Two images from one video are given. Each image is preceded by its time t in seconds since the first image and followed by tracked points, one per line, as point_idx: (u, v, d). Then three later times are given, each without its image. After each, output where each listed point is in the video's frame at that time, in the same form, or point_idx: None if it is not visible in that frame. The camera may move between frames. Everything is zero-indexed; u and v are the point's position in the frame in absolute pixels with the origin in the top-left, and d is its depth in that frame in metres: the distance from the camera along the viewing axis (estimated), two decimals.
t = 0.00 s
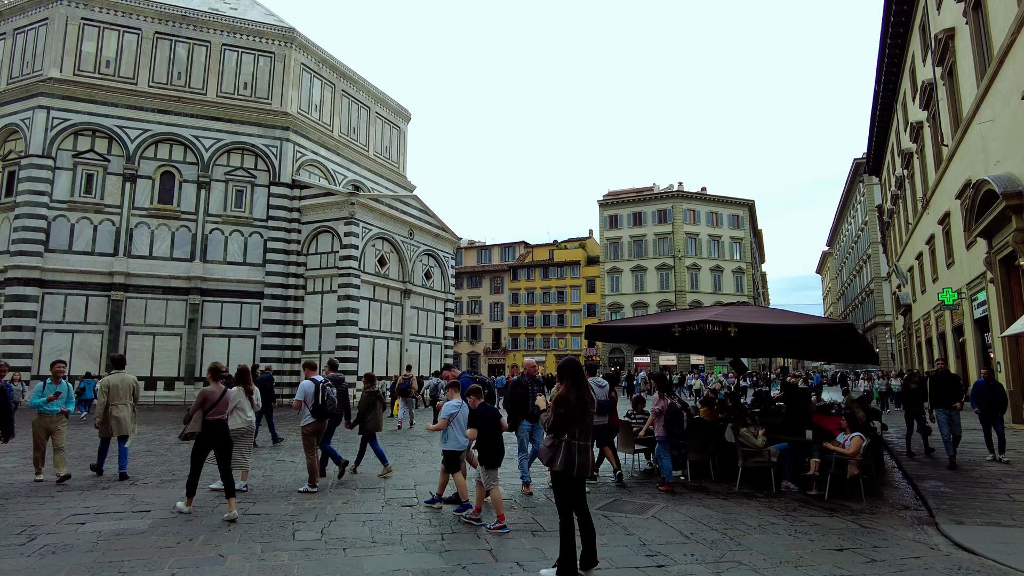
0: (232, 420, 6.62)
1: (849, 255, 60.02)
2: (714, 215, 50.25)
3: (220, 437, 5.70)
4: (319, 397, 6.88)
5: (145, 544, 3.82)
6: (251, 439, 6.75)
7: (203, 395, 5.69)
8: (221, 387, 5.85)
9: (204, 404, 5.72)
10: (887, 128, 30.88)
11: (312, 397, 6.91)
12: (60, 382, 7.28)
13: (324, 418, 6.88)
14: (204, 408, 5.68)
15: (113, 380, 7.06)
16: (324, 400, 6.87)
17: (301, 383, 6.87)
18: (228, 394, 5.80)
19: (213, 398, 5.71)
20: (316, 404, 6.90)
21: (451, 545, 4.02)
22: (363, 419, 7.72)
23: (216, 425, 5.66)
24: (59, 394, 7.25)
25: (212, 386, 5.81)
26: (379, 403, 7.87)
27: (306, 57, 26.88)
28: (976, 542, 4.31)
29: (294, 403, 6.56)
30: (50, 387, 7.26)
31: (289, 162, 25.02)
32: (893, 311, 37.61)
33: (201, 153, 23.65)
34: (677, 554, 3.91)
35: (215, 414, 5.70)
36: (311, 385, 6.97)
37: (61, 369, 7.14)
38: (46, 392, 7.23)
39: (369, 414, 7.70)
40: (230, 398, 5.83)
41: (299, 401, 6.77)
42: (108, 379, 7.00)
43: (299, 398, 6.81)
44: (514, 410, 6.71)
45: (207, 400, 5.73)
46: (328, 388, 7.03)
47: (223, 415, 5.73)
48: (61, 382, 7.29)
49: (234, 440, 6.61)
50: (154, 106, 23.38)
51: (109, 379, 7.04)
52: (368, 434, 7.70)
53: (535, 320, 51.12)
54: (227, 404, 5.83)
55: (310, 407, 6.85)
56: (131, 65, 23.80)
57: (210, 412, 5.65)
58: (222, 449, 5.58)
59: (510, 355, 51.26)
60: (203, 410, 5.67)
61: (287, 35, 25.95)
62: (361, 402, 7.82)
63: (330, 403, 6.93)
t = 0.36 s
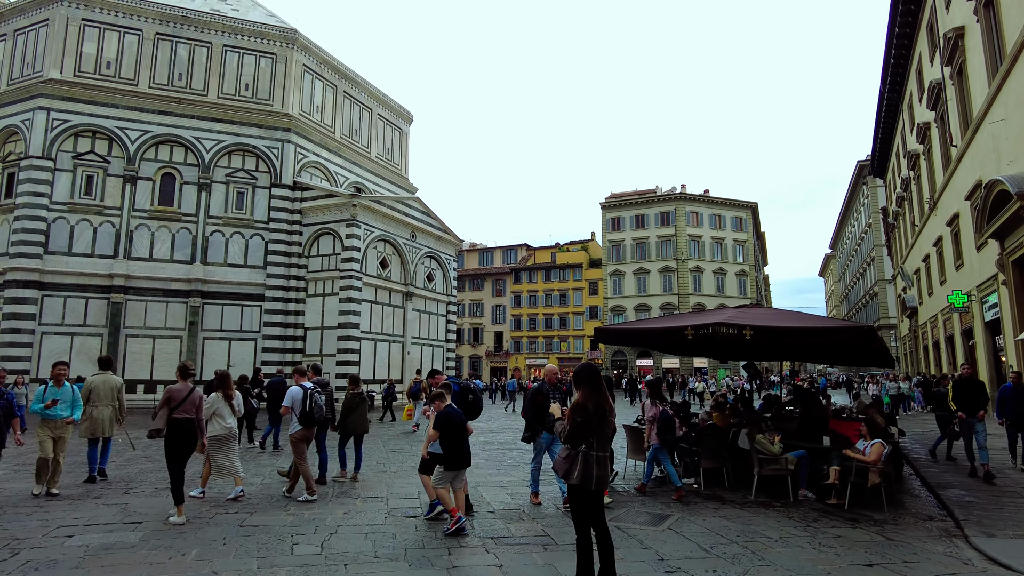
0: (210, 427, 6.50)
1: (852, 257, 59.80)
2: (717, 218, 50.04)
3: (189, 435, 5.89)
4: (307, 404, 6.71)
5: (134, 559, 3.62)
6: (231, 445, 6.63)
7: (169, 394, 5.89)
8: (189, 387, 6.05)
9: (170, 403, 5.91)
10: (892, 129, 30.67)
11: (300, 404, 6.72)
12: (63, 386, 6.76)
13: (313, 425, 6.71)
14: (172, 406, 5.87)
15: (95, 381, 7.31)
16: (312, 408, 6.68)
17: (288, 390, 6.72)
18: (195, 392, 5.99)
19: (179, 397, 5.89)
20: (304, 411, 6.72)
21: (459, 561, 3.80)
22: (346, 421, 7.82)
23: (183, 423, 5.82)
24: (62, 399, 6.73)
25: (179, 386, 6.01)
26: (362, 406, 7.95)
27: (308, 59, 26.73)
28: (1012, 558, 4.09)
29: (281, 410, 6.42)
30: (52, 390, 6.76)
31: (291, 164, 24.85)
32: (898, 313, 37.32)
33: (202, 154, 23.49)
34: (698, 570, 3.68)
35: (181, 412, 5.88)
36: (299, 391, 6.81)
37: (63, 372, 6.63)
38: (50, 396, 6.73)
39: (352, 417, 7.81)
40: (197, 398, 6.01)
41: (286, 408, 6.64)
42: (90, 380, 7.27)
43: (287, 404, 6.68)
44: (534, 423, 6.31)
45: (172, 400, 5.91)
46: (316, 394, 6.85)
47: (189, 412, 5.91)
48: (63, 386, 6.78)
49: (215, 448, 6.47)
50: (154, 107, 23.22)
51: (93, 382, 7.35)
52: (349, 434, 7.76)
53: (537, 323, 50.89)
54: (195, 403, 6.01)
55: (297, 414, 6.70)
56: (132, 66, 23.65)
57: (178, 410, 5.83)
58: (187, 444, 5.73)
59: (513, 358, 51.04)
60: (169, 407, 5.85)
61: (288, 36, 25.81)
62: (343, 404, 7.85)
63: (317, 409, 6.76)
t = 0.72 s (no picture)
0: (188, 422, 6.37)
1: (854, 257, 59.59)
2: (718, 217, 49.81)
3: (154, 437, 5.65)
4: (292, 400, 6.50)
5: (117, 568, 3.40)
6: (209, 442, 6.45)
7: (134, 393, 5.69)
8: (156, 384, 5.86)
9: (135, 402, 5.72)
10: (896, 127, 30.45)
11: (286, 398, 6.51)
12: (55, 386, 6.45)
13: (297, 421, 6.51)
14: (136, 406, 5.68)
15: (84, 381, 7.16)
16: (297, 404, 6.47)
17: (275, 383, 6.48)
18: (160, 392, 5.78)
19: (143, 396, 5.70)
20: (288, 406, 6.51)
21: (463, 569, 3.59)
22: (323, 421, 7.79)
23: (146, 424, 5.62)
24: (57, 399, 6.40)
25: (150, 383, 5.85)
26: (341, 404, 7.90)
27: (308, 56, 26.53)
28: None
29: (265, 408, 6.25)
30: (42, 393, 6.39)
31: (290, 162, 24.63)
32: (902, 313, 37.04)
33: (201, 152, 23.28)
34: None
35: (146, 412, 5.66)
36: (285, 385, 6.56)
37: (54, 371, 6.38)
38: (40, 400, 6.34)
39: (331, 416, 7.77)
40: (164, 397, 5.82)
41: (271, 402, 6.44)
42: (77, 380, 7.15)
43: (272, 399, 6.45)
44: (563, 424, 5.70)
45: (138, 399, 5.71)
46: (302, 389, 6.62)
47: (155, 413, 5.71)
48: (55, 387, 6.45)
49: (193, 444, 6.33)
50: (152, 104, 22.99)
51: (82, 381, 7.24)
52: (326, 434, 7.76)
53: (538, 322, 50.68)
54: (161, 402, 5.81)
55: (282, 409, 6.49)
56: (130, 63, 23.44)
57: (140, 411, 5.65)
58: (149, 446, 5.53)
59: (513, 359, 50.80)
60: (133, 407, 5.67)
61: (288, 33, 25.59)
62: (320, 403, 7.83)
63: (302, 405, 6.55)
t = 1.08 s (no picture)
0: (169, 427, 6.17)
1: (856, 255, 59.26)
2: (721, 215, 49.52)
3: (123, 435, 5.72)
4: (275, 404, 6.25)
5: None
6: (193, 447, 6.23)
7: (100, 396, 5.70)
8: (123, 385, 5.84)
9: (102, 404, 5.73)
10: (901, 124, 30.15)
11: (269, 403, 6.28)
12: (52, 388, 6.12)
13: (281, 425, 6.27)
14: (103, 408, 5.69)
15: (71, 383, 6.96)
16: (281, 408, 6.23)
17: (257, 387, 6.24)
18: (127, 393, 5.76)
19: (109, 399, 5.69)
20: (271, 411, 6.27)
21: None
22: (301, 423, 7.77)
23: (113, 426, 5.64)
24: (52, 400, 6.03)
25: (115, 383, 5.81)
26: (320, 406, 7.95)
27: (308, 53, 26.30)
28: None
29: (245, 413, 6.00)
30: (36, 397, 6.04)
31: (290, 160, 24.40)
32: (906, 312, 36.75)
33: (200, 150, 23.06)
34: None
35: (112, 415, 5.67)
36: (268, 389, 6.33)
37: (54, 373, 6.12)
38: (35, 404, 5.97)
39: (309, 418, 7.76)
40: (132, 398, 5.80)
41: (253, 407, 6.21)
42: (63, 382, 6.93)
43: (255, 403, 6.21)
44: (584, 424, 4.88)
45: (103, 402, 5.71)
46: (287, 393, 6.38)
47: (121, 415, 5.73)
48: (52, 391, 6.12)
49: (176, 449, 6.11)
50: (150, 102, 22.75)
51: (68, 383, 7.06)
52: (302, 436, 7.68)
53: (540, 322, 50.43)
54: (129, 403, 5.81)
55: (265, 413, 6.26)
56: (128, 60, 23.21)
57: (107, 413, 5.66)
58: (115, 448, 5.57)
59: (515, 358, 50.56)
60: (100, 409, 5.68)
61: (288, 30, 25.34)
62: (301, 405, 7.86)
63: (287, 410, 6.30)
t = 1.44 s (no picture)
0: (156, 426, 6.09)
1: (861, 255, 58.93)
2: (724, 215, 49.23)
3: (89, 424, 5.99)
4: (247, 402, 6.09)
5: None
6: (179, 447, 6.15)
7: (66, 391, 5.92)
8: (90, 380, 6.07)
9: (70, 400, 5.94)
10: (907, 121, 29.86)
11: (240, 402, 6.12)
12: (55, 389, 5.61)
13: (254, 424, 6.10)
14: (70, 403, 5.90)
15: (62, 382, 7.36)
16: (251, 406, 6.07)
17: (228, 385, 6.11)
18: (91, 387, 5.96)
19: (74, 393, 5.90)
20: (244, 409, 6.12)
21: None
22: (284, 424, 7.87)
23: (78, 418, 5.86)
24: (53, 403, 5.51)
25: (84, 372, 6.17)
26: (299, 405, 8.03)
27: (309, 52, 26.12)
28: None
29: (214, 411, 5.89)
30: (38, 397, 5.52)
31: (291, 159, 24.20)
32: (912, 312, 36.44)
33: (200, 149, 22.87)
34: None
35: (78, 409, 5.87)
36: (239, 388, 6.17)
37: (58, 373, 5.63)
38: (37, 406, 5.44)
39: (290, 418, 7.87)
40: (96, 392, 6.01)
41: (225, 406, 6.08)
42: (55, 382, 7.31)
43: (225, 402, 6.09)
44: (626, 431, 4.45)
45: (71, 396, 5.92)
46: (258, 391, 6.21)
47: (86, 409, 5.93)
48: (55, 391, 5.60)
49: (157, 448, 6.05)
50: (151, 100, 22.56)
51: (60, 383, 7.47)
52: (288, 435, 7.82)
53: (543, 322, 50.21)
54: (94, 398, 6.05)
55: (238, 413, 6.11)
56: (128, 59, 23.04)
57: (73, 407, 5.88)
58: (77, 440, 5.77)
59: (518, 359, 50.34)
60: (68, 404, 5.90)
61: (289, 28, 25.15)
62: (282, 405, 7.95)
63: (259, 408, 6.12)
